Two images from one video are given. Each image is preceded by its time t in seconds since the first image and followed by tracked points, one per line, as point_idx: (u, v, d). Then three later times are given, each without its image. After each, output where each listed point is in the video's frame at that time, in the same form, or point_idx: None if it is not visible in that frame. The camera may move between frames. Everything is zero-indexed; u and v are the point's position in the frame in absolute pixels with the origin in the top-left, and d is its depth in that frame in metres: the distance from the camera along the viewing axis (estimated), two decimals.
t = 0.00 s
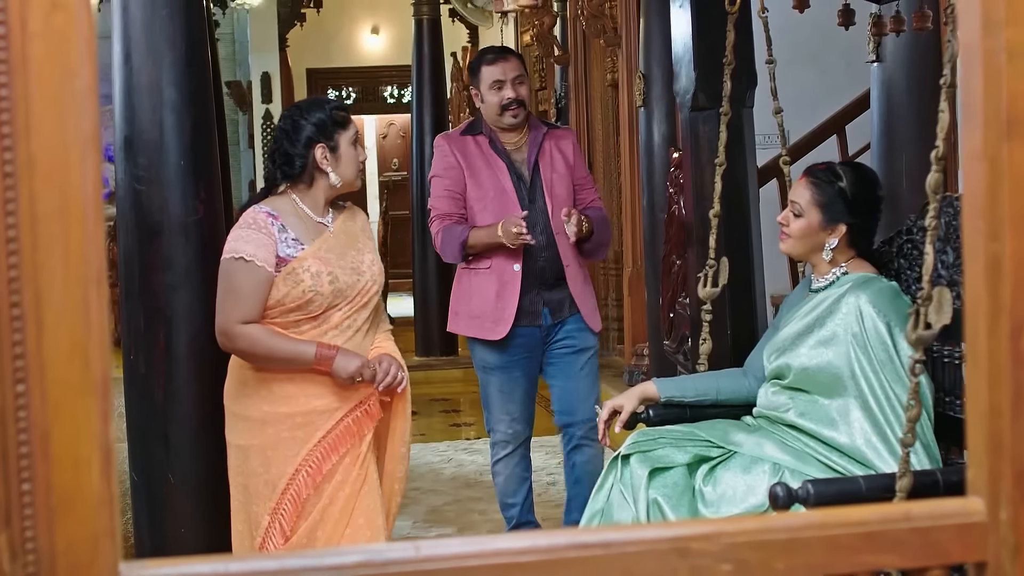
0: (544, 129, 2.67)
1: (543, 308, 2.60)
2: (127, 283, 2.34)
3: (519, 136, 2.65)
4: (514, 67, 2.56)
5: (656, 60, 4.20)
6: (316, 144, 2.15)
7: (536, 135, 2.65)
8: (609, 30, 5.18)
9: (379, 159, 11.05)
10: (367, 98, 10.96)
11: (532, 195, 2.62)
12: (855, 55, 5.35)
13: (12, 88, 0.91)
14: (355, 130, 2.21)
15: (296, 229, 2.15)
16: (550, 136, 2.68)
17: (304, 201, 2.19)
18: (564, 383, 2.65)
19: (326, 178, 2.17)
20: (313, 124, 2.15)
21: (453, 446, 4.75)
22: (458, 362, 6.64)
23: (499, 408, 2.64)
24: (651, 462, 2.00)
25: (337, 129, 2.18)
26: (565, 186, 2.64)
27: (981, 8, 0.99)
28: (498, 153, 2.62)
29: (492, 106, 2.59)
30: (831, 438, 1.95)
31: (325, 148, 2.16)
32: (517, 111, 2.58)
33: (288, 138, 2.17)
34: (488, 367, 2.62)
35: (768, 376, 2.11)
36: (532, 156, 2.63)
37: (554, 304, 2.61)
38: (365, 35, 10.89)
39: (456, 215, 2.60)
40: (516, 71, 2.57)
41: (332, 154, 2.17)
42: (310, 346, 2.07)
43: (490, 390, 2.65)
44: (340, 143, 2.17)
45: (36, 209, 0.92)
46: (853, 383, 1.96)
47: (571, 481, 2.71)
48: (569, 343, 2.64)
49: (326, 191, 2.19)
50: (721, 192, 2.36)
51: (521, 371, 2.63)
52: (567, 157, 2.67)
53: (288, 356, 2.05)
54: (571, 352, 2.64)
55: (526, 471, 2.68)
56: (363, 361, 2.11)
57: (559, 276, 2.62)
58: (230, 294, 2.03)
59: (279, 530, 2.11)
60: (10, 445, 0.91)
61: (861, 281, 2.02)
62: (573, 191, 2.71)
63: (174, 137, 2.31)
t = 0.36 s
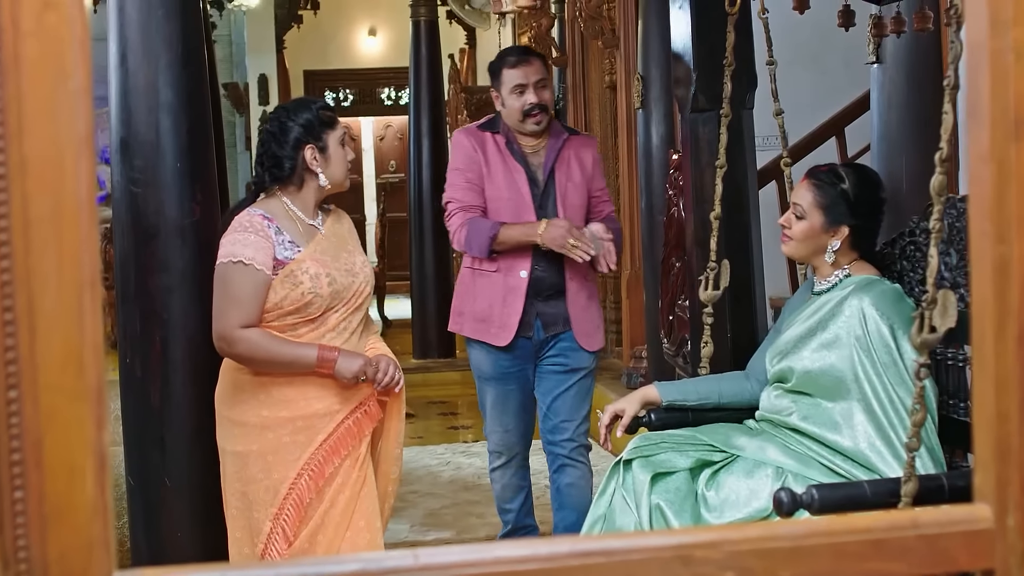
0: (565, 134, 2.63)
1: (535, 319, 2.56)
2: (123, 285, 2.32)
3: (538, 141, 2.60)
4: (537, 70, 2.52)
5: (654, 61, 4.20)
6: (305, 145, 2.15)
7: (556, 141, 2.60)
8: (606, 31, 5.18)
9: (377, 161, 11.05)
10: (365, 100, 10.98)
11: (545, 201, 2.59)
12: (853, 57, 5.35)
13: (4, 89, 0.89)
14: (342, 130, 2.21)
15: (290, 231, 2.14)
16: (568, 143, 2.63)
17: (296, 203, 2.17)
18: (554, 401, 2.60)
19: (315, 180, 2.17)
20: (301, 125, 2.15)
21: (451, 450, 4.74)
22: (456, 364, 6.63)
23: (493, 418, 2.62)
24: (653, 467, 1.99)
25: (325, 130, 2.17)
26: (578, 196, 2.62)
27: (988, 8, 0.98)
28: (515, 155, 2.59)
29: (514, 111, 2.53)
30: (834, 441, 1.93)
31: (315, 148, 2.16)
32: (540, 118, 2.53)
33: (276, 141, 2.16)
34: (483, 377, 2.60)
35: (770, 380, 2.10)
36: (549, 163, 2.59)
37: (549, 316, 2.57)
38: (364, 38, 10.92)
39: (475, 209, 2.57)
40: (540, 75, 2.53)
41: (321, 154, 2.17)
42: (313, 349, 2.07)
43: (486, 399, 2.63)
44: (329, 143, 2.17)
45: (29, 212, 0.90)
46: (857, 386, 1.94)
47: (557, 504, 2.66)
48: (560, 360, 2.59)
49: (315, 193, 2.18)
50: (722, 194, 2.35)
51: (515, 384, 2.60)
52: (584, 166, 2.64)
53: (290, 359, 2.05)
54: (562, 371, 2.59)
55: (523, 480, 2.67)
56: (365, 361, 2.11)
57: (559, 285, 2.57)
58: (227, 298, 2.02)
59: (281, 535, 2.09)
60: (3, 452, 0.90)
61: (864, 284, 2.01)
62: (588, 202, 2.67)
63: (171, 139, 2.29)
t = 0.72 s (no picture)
0: (589, 135, 2.59)
1: (554, 325, 2.53)
2: (118, 288, 2.30)
3: (560, 141, 2.59)
4: (556, 71, 2.49)
5: (653, 63, 4.19)
6: (294, 146, 2.13)
7: (580, 141, 2.58)
8: (604, 33, 5.17)
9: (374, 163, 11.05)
10: (361, 102, 10.84)
11: (565, 204, 2.57)
12: (852, 59, 5.36)
13: None
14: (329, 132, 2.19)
15: (285, 234, 2.13)
16: (593, 144, 2.60)
17: (288, 205, 2.16)
18: (570, 412, 2.58)
19: (307, 182, 2.16)
20: (289, 127, 2.13)
21: (449, 452, 4.72)
22: (453, 367, 6.61)
23: (494, 425, 2.57)
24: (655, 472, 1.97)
25: (314, 131, 2.15)
26: (602, 199, 2.58)
27: (997, 8, 0.97)
28: (536, 156, 2.56)
29: (535, 112, 2.52)
30: (838, 445, 1.92)
31: (305, 151, 2.14)
32: (560, 119, 2.52)
33: (265, 144, 2.13)
34: (489, 379, 2.56)
35: (773, 383, 2.09)
36: (571, 165, 2.57)
37: (570, 323, 2.53)
38: (359, 39, 11.01)
39: (494, 211, 2.54)
40: (560, 77, 2.49)
41: (311, 156, 2.15)
42: (314, 354, 2.06)
43: (487, 402, 2.58)
44: (318, 144, 2.15)
45: (20, 215, 0.88)
46: (860, 390, 1.93)
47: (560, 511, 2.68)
48: (578, 370, 2.56)
49: (306, 195, 2.17)
50: (722, 196, 2.33)
51: (519, 390, 2.54)
52: (608, 169, 2.60)
53: (291, 364, 2.03)
54: (580, 381, 2.57)
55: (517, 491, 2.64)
56: (364, 364, 2.11)
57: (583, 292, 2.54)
58: (224, 303, 2.00)
59: (281, 542, 2.06)
60: None
61: (867, 287, 2.00)
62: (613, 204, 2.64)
63: (167, 141, 2.27)
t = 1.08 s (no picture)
0: (586, 133, 2.52)
1: (559, 330, 2.47)
2: (115, 291, 2.28)
3: (557, 142, 2.52)
4: (541, 77, 2.41)
5: (653, 66, 4.18)
6: (286, 150, 2.11)
7: (576, 141, 2.51)
8: (603, 36, 5.15)
9: (372, 166, 11.05)
10: (360, 105, 10.70)
11: (563, 206, 2.50)
12: (852, 61, 5.36)
13: None
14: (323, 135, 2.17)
15: (284, 238, 2.11)
16: (591, 143, 2.53)
17: (284, 208, 2.14)
18: (573, 421, 2.54)
19: (301, 186, 2.14)
20: (281, 130, 2.11)
21: (447, 457, 4.70)
22: (451, 370, 6.59)
23: (495, 425, 2.53)
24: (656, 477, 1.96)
25: (307, 133, 2.14)
26: (600, 199, 2.51)
27: (1007, 8, 0.95)
28: (532, 159, 2.51)
29: (524, 121, 2.45)
30: (840, 450, 1.90)
31: (298, 153, 2.12)
32: (551, 124, 2.44)
33: (257, 148, 2.12)
34: (491, 378, 2.52)
35: (775, 387, 2.07)
36: (568, 166, 2.50)
37: (575, 329, 2.48)
38: (358, 43, 11.00)
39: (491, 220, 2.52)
40: (546, 82, 2.41)
41: (304, 159, 2.13)
42: (313, 358, 2.05)
43: (489, 402, 2.54)
44: (310, 146, 2.14)
45: (13, 217, 0.86)
46: (863, 395, 1.91)
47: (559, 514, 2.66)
48: (583, 380, 2.51)
49: (299, 199, 2.15)
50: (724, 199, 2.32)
51: (522, 391, 2.50)
52: (607, 168, 2.53)
53: (290, 369, 2.02)
54: (585, 391, 2.52)
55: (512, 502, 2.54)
56: (363, 370, 2.11)
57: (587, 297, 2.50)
58: (223, 308, 1.98)
59: (279, 548, 2.04)
60: None
61: (870, 290, 1.98)
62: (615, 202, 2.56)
63: (164, 144, 2.26)
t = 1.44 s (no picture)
0: (565, 137, 2.50)
1: (552, 337, 2.46)
2: (114, 294, 2.27)
3: (535, 146, 2.50)
4: (524, 77, 2.39)
5: (653, 69, 4.17)
6: (280, 151, 2.10)
7: (555, 145, 2.49)
8: (603, 37, 5.14)
9: (371, 168, 11.05)
10: (359, 107, 10.72)
11: (544, 215, 2.48)
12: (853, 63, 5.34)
13: None
14: (316, 136, 2.15)
15: (281, 239, 2.09)
16: (571, 144, 2.50)
17: (280, 209, 2.13)
18: (573, 431, 2.51)
19: (296, 187, 2.13)
20: (274, 132, 2.10)
21: (447, 460, 4.68)
22: (451, 373, 6.57)
23: (495, 441, 2.48)
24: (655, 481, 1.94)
25: (300, 134, 2.12)
26: (582, 201, 2.48)
27: (1017, 7, 0.93)
28: (510, 165, 2.47)
29: (509, 122, 2.42)
30: (841, 455, 1.89)
31: (291, 155, 2.10)
32: (537, 126, 2.42)
33: (251, 149, 2.10)
34: (487, 394, 2.48)
35: (775, 391, 2.06)
36: (548, 171, 2.47)
37: (568, 334, 2.46)
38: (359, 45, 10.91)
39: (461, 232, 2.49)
40: (529, 82, 2.40)
41: (298, 161, 2.11)
42: (313, 361, 2.04)
43: (486, 420, 2.49)
44: (304, 147, 2.12)
45: (7, 220, 0.83)
46: (864, 398, 1.90)
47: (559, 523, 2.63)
48: (579, 388, 2.49)
49: (295, 200, 2.14)
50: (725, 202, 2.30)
51: (521, 405, 2.47)
52: (588, 168, 2.50)
53: (290, 371, 2.01)
54: (583, 398, 2.50)
55: (519, 520, 2.49)
56: (365, 372, 2.10)
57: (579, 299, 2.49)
58: (221, 311, 1.96)
59: (280, 553, 2.03)
60: None
61: (871, 293, 1.97)
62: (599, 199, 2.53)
63: (162, 146, 2.24)
